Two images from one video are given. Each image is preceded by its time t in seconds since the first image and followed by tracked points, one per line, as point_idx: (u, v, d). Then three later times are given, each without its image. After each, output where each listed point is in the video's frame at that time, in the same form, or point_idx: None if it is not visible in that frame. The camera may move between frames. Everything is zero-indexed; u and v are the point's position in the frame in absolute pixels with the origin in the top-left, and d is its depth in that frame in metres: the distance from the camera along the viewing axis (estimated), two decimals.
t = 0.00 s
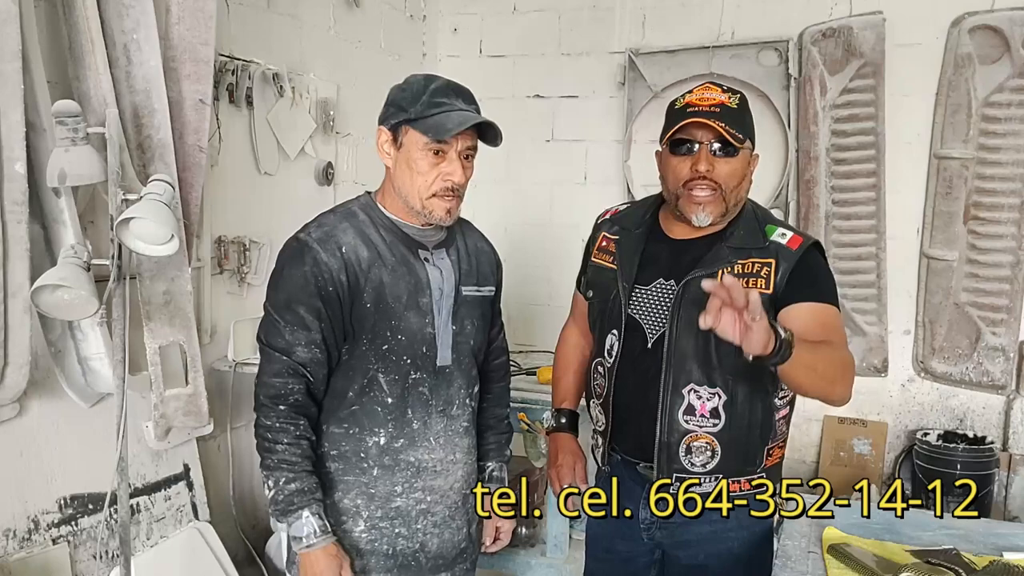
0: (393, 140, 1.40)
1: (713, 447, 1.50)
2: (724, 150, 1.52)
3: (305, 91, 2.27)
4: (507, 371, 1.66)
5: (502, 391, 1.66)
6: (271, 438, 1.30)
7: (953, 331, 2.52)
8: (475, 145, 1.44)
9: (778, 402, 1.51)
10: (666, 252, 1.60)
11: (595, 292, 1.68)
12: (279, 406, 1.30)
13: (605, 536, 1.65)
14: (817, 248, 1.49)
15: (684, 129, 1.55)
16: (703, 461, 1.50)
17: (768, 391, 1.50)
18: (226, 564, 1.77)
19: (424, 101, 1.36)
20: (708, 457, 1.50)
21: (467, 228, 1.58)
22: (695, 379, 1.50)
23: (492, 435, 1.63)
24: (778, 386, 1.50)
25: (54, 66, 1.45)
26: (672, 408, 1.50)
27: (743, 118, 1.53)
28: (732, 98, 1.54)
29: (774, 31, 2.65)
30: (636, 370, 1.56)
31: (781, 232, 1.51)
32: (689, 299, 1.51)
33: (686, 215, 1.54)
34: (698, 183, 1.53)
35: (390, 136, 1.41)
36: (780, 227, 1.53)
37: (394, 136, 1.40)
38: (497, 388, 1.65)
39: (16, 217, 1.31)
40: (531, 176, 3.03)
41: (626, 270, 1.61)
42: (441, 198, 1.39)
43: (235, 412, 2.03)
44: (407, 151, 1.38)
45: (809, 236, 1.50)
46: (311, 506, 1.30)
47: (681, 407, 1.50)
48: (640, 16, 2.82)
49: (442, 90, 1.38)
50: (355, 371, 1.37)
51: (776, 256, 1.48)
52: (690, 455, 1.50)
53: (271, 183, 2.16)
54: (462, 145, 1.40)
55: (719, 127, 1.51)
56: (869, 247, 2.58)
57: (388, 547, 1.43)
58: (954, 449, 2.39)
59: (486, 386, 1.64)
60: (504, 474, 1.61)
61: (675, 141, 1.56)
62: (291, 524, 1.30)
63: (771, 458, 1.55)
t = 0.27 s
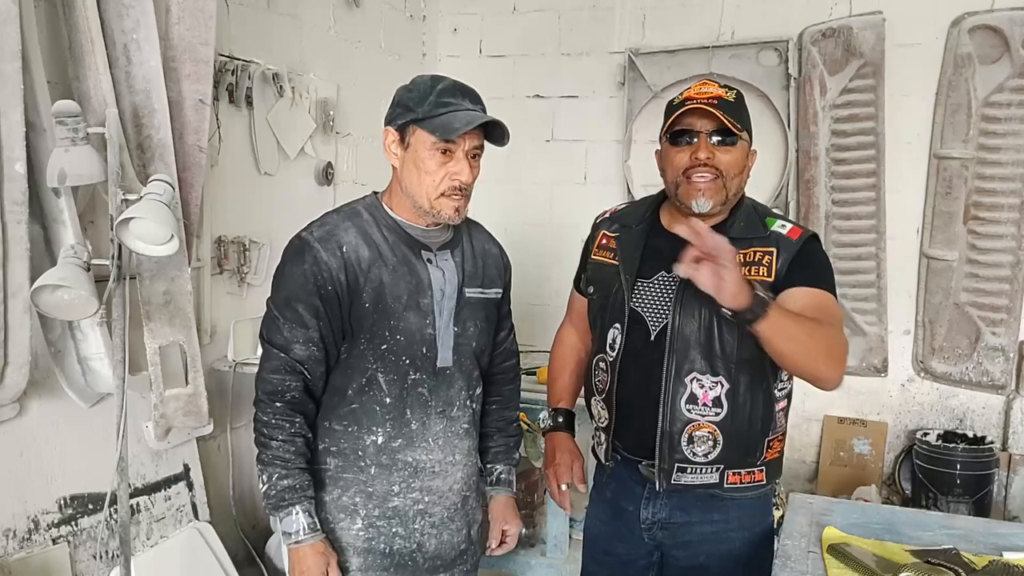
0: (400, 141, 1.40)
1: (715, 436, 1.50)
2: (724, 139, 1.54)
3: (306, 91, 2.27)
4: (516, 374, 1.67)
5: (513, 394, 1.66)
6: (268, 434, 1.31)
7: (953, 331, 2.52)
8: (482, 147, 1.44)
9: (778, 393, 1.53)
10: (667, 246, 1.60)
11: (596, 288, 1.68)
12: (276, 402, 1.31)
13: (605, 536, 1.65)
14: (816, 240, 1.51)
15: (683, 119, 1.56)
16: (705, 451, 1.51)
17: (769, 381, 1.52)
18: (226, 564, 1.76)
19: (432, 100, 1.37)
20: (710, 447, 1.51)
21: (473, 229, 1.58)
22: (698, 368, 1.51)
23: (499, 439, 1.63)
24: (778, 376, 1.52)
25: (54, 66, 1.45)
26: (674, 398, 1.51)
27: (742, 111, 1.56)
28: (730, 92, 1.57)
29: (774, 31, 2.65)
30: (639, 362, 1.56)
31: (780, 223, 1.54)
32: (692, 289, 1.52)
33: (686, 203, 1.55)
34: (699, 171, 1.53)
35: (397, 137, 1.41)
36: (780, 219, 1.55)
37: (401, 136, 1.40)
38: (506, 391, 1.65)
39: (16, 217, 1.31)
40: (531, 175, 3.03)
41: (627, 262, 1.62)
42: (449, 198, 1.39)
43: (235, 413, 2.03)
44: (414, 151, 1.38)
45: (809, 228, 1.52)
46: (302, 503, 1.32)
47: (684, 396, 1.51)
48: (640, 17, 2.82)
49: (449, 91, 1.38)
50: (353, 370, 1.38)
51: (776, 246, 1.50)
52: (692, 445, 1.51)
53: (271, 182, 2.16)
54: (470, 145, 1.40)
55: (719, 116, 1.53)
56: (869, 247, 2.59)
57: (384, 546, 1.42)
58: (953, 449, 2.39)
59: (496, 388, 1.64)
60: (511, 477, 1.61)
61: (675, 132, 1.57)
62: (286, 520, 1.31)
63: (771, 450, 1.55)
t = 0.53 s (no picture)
0: (397, 141, 1.40)
1: (717, 432, 1.50)
2: (702, 141, 1.55)
3: (305, 91, 2.27)
4: (516, 370, 1.66)
5: (513, 392, 1.66)
6: (272, 438, 1.31)
7: (953, 331, 2.52)
8: (480, 145, 1.44)
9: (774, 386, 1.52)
10: (656, 249, 1.61)
11: (591, 296, 1.69)
12: (280, 405, 1.31)
13: (606, 537, 1.65)
14: (800, 229, 1.51)
15: (661, 123, 1.57)
16: (708, 448, 1.50)
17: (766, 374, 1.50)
18: (226, 564, 1.76)
19: (431, 100, 1.36)
20: (713, 443, 1.50)
21: (469, 228, 1.58)
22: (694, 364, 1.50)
23: (501, 436, 1.62)
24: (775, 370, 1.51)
25: (54, 67, 1.46)
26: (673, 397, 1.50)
27: (718, 110, 1.56)
28: (705, 92, 1.58)
29: (774, 31, 2.65)
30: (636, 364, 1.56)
31: (764, 216, 1.54)
32: (682, 286, 1.51)
33: (670, 205, 1.56)
34: (680, 174, 1.55)
35: (394, 138, 1.40)
36: (764, 212, 1.55)
37: (399, 137, 1.39)
38: (506, 389, 1.65)
39: (15, 217, 1.31)
40: (531, 175, 3.03)
41: (618, 266, 1.63)
42: (450, 198, 1.40)
43: (235, 413, 2.03)
44: (413, 151, 1.37)
45: (793, 218, 1.53)
46: (310, 506, 1.31)
47: (682, 393, 1.50)
48: (640, 17, 2.82)
49: (447, 90, 1.38)
50: (356, 371, 1.38)
51: (760, 238, 1.50)
52: (694, 442, 1.50)
53: (271, 183, 2.16)
54: (469, 144, 1.40)
55: (695, 118, 1.54)
56: (869, 247, 2.59)
57: (391, 548, 1.42)
58: (954, 449, 2.39)
59: (495, 387, 1.64)
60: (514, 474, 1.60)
61: (655, 135, 1.58)
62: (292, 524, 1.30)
63: (775, 444, 1.55)
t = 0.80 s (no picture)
0: (398, 144, 1.39)
1: (710, 428, 1.50)
2: (689, 139, 1.55)
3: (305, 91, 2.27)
4: (512, 371, 1.66)
5: (508, 391, 1.65)
6: (275, 440, 1.29)
7: (953, 331, 2.52)
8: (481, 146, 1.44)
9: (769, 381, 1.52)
10: (648, 249, 1.61)
11: (586, 299, 1.69)
12: (282, 407, 1.30)
13: (605, 537, 1.65)
14: (791, 225, 1.51)
15: (647, 125, 1.58)
16: (702, 444, 1.50)
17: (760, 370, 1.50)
18: (226, 564, 1.76)
19: (432, 102, 1.36)
20: (706, 439, 1.50)
21: (467, 227, 1.59)
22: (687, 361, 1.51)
23: (497, 436, 1.62)
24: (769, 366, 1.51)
25: (54, 67, 1.46)
26: (667, 394, 1.52)
27: (703, 109, 1.57)
28: (691, 93, 1.58)
29: (774, 31, 2.65)
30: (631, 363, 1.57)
31: (755, 213, 1.54)
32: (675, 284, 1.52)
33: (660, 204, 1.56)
34: (668, 173, 1.55)
35: (394, 139, 1.39)
36: (754, 209, 1.55)
37: (400, 140, 1.39)
38: (503, 388, 1.65)
39: (15, 217, 1.31)
40: (531, 175, 3.03)
41: (612, 267, 1.63)
42: (452, 199, 1.40)
43: (234, 412, 2.04)
44: (415, 154, 1.37)
45: (783, 214, 1.53)
46: (315, 508, 1.30)
47: (675, 390, 1.51)
48: (640, 17, 2.82)
49: (446, 91, 1.38)
50: (358, 371, 1.37)
51: (751, 234, 1.50)
52: (688, 438, 1.50)
53: (271, 183, 2.16)
54: (470, 145, 1.40)
55: (680, 117, 1.54)
56: (869, 247, 2.58)
57: (394, 550, 1.42)
58: (954, 449, 2.39)
59: (492, 386, 1.64)
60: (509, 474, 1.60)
61: (642, 136, 1.59)
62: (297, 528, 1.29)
63: (770, 441, 1.54)
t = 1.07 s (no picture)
0: (395, 144, 1.39)
1: (709, 428, 1.50)
2: (690, 139, 1.55)
3: (305, 91, 2.27)
4: (511, 370, 1.66)
5: (508, 391, 1.65)
6: (279, 441, 1.29)
7: (953, 331, 2.52)
8: (479, 145, 1.44)
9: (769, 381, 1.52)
10: (648, 248, 1.61)
11: (584, 298, 1.68)
12: (286, 408, 1.29)
13: (604, 537, 1.64)
14: (791, 227, 1.52)
15: (648, 124, 1.58)
16: (700, 443, 1.50)
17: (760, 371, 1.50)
18: (225, 565, 1.76)
19: (427, 101, 1.36)
20: (705, 438, 1.50)
21: (468, 227, 1.59)
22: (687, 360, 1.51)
23: (497, 436, 1.62)
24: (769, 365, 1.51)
25: (54, 67, 1.46)
26: (665, 393, 1.52)
27: (703, 109, 1.57)
28: (691, 93, 1.58)
29: (774, 31, 2.65)
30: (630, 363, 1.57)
31: (755, 214, 1.54)
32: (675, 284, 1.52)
33: (660, 203, 1.56)
34: (668, 172, 1.55)
35: (392, 140, 1.40)
36: (754, 210, 1.56)
37: (397, 140, 1.39)
38: (503, 387, 1.65)
39: (15, 217, 1.31)
40: (531, 175, 3.03)
41: (612, 266, 1.62)
42: (451, 198, 1.39)
43: (234, 413, 2.04)
44: (412, 154, 1.37)
45: (783, 216, 1.53)
46: (320, 509, 1.30)
47: (675, 389, 1.51)
48: (640, 17, 2.82)
49: (443, 90, 1.38)
50: (361, 372, 1.37)
51: (751, 235, 1.50)
52: (687, 437, 1.51)
53: (271, 183, 2.16)
54: (468, 143, 1.40)
55: (680, 116, 1.54)
56: (869, 247, 2.58)
57: (398, 550, 1.42)
58: (954, 449, 2.38)
59: (493, 386, 1.64)
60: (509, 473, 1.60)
61: (642, 135, 1.59)
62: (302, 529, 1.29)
63: (769, 441, 1.54)
